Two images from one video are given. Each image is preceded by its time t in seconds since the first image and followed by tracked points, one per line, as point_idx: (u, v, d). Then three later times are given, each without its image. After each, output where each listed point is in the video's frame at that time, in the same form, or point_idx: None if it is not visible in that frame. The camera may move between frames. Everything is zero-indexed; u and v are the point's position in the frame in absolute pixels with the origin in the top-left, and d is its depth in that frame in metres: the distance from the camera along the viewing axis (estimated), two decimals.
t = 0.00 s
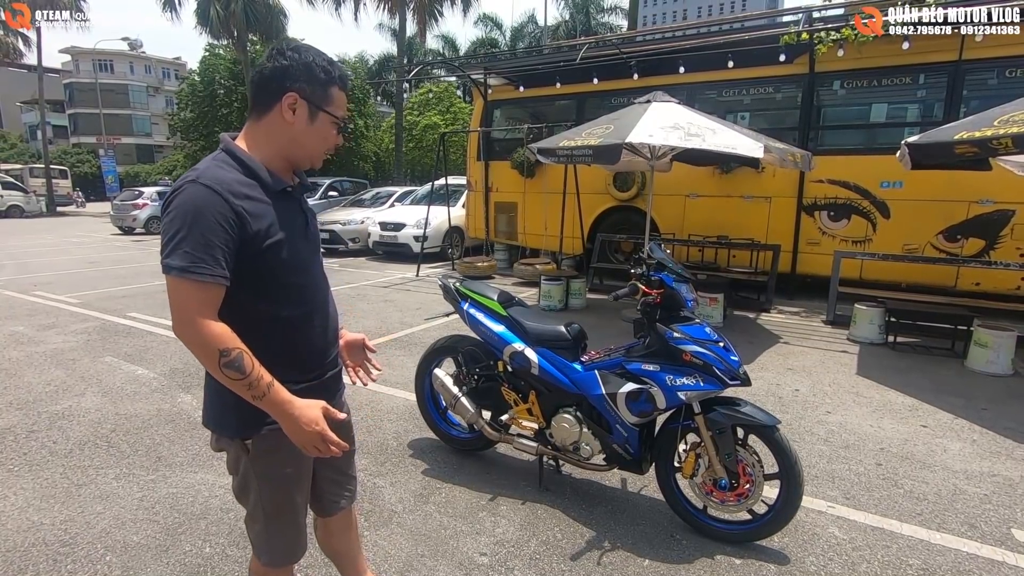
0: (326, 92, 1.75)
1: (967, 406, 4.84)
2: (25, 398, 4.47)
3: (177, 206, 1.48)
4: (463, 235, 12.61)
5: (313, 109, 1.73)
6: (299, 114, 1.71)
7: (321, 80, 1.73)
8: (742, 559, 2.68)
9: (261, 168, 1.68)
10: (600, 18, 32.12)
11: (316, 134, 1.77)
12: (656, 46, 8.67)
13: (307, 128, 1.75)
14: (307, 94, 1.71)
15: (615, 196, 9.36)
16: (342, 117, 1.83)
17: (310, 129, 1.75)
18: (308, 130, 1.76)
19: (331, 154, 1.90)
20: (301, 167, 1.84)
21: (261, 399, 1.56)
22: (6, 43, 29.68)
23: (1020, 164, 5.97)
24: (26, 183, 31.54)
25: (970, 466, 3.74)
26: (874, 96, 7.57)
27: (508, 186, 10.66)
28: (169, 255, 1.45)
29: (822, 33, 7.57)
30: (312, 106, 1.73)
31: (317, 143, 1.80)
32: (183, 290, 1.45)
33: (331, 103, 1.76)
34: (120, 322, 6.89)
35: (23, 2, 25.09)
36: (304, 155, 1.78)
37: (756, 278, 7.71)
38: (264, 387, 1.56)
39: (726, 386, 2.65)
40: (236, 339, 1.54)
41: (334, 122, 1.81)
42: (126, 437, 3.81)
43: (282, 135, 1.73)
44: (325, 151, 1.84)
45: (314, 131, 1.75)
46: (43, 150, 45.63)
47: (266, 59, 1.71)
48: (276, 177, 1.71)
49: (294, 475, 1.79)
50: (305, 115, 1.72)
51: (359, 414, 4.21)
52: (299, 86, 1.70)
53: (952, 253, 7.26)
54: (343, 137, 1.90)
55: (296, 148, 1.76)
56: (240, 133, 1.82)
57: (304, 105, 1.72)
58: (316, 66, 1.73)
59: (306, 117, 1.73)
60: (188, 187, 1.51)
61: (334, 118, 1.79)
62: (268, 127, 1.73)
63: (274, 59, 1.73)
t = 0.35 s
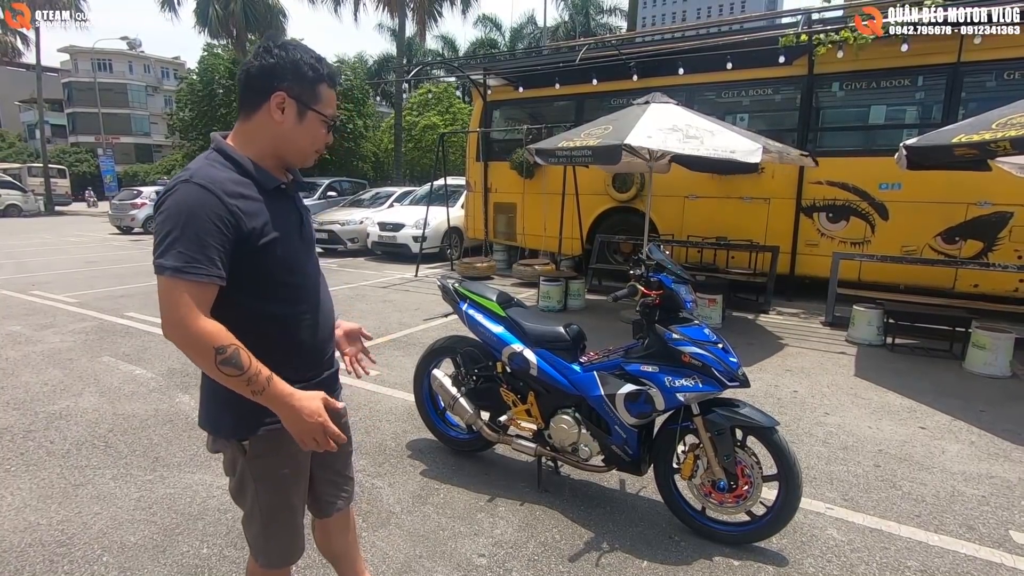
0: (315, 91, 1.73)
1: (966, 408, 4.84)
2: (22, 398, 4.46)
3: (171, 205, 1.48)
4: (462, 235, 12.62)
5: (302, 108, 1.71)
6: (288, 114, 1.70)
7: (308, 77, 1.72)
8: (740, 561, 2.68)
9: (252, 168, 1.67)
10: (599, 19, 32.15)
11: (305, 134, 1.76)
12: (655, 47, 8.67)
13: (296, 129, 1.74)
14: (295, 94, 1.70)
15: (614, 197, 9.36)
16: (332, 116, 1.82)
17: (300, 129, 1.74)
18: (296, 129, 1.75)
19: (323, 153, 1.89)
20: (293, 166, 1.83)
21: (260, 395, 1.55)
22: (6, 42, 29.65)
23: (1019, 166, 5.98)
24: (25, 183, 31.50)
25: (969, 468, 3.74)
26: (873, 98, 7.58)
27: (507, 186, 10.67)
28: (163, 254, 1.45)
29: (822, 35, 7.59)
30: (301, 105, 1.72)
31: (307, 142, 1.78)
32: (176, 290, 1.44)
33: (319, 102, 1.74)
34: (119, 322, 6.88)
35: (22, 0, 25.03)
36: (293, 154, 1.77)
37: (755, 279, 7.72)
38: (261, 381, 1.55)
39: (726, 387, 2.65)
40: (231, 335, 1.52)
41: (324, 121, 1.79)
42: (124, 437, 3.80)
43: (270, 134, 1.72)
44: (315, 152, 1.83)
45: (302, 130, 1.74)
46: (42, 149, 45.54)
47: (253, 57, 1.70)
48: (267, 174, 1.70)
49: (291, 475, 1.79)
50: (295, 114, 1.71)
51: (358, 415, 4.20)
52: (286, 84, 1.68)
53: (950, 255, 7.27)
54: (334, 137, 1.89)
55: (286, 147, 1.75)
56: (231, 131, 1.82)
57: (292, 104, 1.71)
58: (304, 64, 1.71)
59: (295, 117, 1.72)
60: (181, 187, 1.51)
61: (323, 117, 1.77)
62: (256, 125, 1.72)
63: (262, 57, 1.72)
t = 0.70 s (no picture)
0: (319, 105, 1.74)
1: (963, 409, 4.85)
2: (20, 397, 4.45)
3: (190, 207, 1.50)
4: (461, 236, 12.62)
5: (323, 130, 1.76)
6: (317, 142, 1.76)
7: (313, 90, 1.71)
8: (738, 562, 2.68)
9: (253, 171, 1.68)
10: (599, 20, 32.19)
11: (304, 143, 1.76)
12: (655, 48, 8.67)
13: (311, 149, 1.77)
14: (297, 105, 1.70)
15: (613, 198, 9.37)
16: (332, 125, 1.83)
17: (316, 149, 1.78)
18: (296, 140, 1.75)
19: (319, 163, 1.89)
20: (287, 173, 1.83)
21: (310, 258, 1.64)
22: (5, 41, 29.61)
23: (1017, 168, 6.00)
24: (23, 182, 31.44)
25: (966, 469, 3.75)
26: (871, 99, 7.59)
27: (506, 187, 10.67)
28: (194, 256, 1.47)
29: (821, 37, 7.61)
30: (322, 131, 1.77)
31: (305, 153, 1.79)
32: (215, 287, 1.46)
33: (322, 116, 1.75)
34: (117, 321, 6.87)
35: None
36: (289, 163, 1.78)
37: (754, 281, 7.73)
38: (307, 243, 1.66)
39: (724, 388, 2.65)
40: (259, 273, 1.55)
41: (325, 134, 1.79)
42: (122, 437, 3.79)
43: (269, 141, 1.72)
44: (314, 161, 1.85)
45: (302, 142, 1.74)
46: (40, 148, 45.50)
47: (261, 64, 1.69)
48: (266, 177, 1.70)
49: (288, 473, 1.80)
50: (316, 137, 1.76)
51: (356, 415, 4.20)
52: (289, 94, 1.68)
53: (949, 256, 7.29)
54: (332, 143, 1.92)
55: (283, 154, 1.74)
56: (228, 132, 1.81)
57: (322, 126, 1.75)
58: (311, 77, 1.71)
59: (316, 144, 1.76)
60: (196, 190, 1.53)
61: (324, 131, 1.77)
62: (255, 133, 1.72)
63: (269, 64, 1.70)
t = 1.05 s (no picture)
0: (287, 78, 1.73)
1: (962, 412, 4.86)
2: (19, 398, 4.44)
3: (206, 215, 1.50)
4: (460, 237, 12.63)
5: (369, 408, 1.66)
6: (369, 413, 1.62)
7: (280, 66, 1.71)
8: (737, 563, 2.68)
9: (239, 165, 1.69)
10: (599, 22, 32.25)
11: (284, 123, 1.76)
12: (655, 50, 8.68)
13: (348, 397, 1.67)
14: (267, 84, 1.70)
15: (613, 200, 9.39)
16: (311, 102, 1.83)
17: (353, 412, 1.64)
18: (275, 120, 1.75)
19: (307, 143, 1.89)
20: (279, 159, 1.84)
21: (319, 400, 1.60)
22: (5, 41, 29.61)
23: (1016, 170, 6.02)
24: (23, 182, 31.42)
25: (965, 471, 3.75)
26: (870, 102, 7.61)
27: (506, 189, 10.69)
28: (212, 267, 1.47)
29: (820, 39, 7.63)
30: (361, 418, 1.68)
31: (288, 133, 1.79)
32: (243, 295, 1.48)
33: (294, 89, 1.74)
34: (116, 322, 6.86)
35: None
36: (277, 146, 1.78)
37: (753, 282, 7.73)
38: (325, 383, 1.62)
39: (722, 391, 2.65)
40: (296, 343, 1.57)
41: (302, 108, 1.79)
42: (121, 438, 3.80)
43: (251, 129, 1.74)
44: (301, 142, 1.84)
45: (282, 120, 1.74)
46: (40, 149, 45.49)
47: (223, 54, 1.71)
48: (267, 180, 1.73)
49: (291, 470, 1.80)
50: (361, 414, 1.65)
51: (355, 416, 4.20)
52: (257, 75, 1.68)
53: (948, 259, 7.32)
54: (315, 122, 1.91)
55: (269, 139, 1.75)
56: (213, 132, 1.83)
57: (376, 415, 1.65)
58: (272, 52, 1.72)
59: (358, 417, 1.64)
60: (209, 197, 1.53)
61: (300, 104, 1.77)
62: (235, 124, 1.73)
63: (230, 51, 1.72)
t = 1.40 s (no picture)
0: (234, 70, 1.74)
1: (965, 414, 4.85)
2: (21, 402, 4.45)
3: (168, 210, 1.50)
4: (461, 240, 12.65)
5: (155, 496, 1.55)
6: (148, 495, 1.50)
7: (229, 59, 1.74)
8: (739, 567, 2.68)
9: (230, 162, 1.70)
10: (599, 25, 32.29)
11: (245, 113, 1.74)
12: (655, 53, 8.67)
13: (156, 468, 1.52)
14: (221, 82, 1.74)
15: (614, 203, 9.40)
16: (269, 83, 1.76)
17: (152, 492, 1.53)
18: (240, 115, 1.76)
19: (289, 130, 1.82)
20: (267, 154, 1.81)
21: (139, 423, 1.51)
22: (7, 46, 29.72)
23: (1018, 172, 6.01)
24: (25, 186, 31.52)
25: (968, 474, 3.74)
26: (871, 104, 7.61)
27: (507, 191, 10.70)
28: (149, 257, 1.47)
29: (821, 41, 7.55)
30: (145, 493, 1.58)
31: (254, 122, 1.75)
32: (167, 294, 1.47)
33: (241, 77, 1.73)
34: (118, 326, 6.87)
35: (23, 2, 25.04)
36: (248, 138, 1.75)
37: (754, 285, 7.73)
38: (158, 414, 1.52)
39: (724, 393, 2.64)
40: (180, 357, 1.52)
41: (258, 94, 1.74)
42: (123, 442, 3.80)
43: (225, 130, 1.78)
44: (273, 126, 1.77)
45: (239, 112, 1.74)
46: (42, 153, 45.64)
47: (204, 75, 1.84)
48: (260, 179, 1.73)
49: (287, 472, 1.81)
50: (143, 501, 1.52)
51: (356, 420, 4.20)
52: (211, 78, 1.74)
53: (950, 260, 7.32)
54: (292, 106, 1.82)
55: (238, 133, 1.75)
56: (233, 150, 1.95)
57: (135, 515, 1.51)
58: (222, 52, 1.77)
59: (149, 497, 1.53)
60: (178, 193, 1.53)
61: (252, 90, 1.73)
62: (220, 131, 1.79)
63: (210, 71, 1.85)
